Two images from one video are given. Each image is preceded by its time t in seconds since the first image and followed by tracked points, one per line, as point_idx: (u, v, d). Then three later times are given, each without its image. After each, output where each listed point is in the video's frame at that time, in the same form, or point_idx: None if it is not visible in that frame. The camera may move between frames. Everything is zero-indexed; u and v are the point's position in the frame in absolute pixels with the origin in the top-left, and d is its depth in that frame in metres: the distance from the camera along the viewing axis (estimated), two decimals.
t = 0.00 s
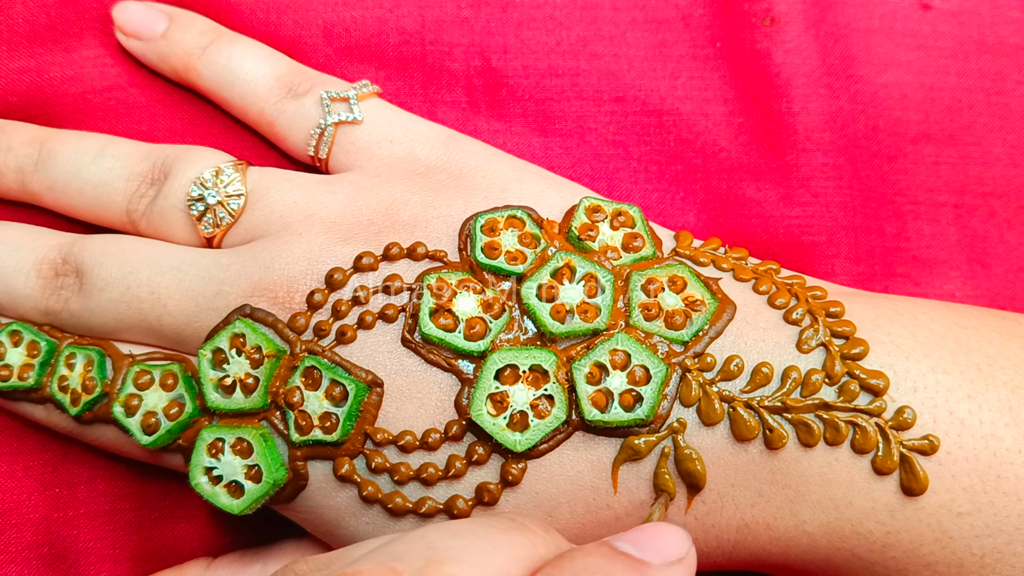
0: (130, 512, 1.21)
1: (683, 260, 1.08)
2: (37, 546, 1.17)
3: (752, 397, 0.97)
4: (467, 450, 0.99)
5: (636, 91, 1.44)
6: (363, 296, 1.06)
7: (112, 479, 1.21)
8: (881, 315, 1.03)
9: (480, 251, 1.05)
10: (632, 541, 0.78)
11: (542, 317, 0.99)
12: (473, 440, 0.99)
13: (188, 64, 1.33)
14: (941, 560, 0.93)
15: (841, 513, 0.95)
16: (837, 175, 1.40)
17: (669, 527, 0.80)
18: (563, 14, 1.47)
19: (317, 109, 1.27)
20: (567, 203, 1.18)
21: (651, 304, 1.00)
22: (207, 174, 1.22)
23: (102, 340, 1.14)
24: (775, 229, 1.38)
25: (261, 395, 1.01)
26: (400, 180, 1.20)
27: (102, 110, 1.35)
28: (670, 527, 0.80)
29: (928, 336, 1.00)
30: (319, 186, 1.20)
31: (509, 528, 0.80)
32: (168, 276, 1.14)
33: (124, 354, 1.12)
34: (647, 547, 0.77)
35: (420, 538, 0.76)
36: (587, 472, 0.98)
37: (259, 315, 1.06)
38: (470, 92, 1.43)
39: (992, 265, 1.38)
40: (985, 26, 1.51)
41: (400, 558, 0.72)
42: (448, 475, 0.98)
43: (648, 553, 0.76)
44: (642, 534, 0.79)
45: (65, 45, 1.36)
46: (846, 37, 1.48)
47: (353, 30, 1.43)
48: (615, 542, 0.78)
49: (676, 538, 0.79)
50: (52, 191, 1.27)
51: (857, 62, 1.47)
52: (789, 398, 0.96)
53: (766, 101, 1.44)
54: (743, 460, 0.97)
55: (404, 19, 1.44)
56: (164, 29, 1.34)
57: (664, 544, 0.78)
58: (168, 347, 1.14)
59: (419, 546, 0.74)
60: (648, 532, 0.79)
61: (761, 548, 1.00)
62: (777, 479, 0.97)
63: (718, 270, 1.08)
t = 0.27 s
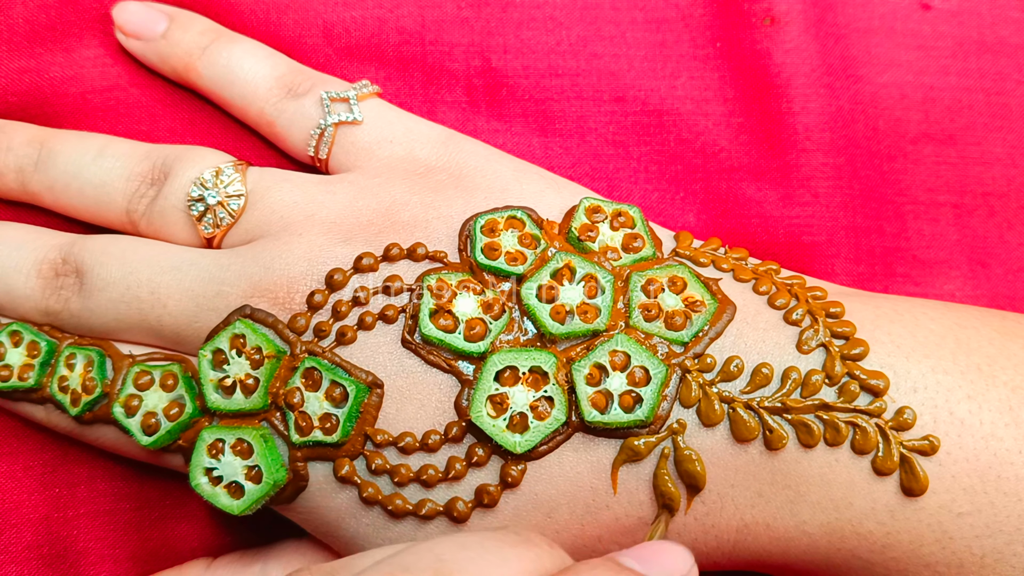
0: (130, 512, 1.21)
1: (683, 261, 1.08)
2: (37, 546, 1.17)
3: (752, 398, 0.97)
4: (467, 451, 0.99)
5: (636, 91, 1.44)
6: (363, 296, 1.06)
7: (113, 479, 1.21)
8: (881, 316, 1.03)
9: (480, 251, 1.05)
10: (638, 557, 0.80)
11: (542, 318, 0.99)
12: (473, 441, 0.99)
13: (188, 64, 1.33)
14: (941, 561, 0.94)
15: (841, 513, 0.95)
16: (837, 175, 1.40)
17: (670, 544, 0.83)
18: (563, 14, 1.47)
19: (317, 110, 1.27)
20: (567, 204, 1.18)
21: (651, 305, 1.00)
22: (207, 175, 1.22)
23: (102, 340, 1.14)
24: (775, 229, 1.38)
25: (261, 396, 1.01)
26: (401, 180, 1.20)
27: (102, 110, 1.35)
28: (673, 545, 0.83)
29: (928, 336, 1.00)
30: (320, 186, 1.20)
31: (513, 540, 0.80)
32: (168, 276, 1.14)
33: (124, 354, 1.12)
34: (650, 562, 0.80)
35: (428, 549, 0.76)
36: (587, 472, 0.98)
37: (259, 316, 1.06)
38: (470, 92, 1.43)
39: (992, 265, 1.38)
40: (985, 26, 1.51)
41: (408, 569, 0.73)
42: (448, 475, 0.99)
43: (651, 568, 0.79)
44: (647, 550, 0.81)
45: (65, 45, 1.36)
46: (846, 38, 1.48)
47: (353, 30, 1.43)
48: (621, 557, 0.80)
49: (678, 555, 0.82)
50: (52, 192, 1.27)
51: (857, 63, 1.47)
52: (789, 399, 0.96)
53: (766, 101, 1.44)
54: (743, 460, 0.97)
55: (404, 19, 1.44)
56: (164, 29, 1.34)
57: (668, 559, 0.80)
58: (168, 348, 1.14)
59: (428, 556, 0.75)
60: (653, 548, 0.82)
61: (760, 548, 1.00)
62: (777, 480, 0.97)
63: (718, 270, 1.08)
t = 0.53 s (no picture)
0: (130, 512, 1.21)
1: (683, 261, 1.08)
2: (37, 546, 1.17)
3: (752, 398, 0.97)
4: (467, 450, 0.99)
5: (636, 91, 1.44)
6: (362, 296, 1.06)
7: (112, 479, 1.21)
8: (881, 317, 1.03)
9: (480, 251, 1.05)
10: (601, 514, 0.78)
11: (542, 318, 0.99)
12: (473, 440, 0.99)
13: (188, 64, 1.33)
14: (941, 562, 0.93)
15: (841, 514, 0.95)
16: (837, 175, 1.40)
17: (637, 492, 0.80)
18: (563, 14, 1.47)
19: (317, 110, 1.27)
20: (567, 204, 1.18)
21: (651, 305, 1.00)
22: (207, 175, 1.22)
23: (102, 341, 1.14)
24: (775, 230, 1.38)
25: (261, 396, 1.01)
26: (400, 181, 1.20)
27: (101, 110, 1.35)
28: (639, 493, 0.80)
29: (928, 337, 1.00)
30: (319, 187, 1.20)
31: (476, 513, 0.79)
32: (168, 276, 1.14)
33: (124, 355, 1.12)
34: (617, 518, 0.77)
35: (386, 527, 0.77)
36: (587, 472, 0.98)
37: (258, 316, 1.05)
38: (470, 92, 1.43)
39: (992, 266, 1.38)
40: (986, 26, 1.50)
41: (366, 549, 0.74)
42: (448, 475, 0.98)
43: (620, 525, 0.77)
44: (610, 505, 0.79)
45: (65, 45, 1.36)
46: (846, 38, 1.48)
47: (353, 30, 1.43)
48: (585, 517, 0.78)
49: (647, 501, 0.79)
50: (52, 192, 1.27)
51: (857, 63, 1.47)
52: (789, 400, 0.95)
53: (766, 101, 1.44)
54: (743, 461, 0.97)
55: (403, 19, 1.44)
56: (164, 29, 1.34)
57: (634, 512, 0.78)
58: (168, 348, 1.14)
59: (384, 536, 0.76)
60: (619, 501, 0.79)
61: (760, 549, 1.00)
62: (776, 481, 0.97)
63: (718, 271, 1.08)
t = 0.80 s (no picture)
0: (130, 512, 1.21)
1: (683, 261, 1.08)
2: (37, 546, 1.17)
3: (752, 398, 0.97)
4: (467, 450, 0.99)
5: (636, 91, 1.44)
6: (363, 296, 1.06)
7: (113, 479, 1.21)
8: (881, 316, 1.03)
9: (480, 251, 1.05)
10: (580, 520, 0.79)
11: (543, 319, 0.99)
12: (473, 440, 0.99)
13: (188, 64, 1.33)
14: (941, 561, 0.94)
15: (841, 514, 0.95)
16: (837, 175, 1.40)
17: (614, 504, 0.82)
18: (563, 14, 1.47)
19: (317, 110, 1.27)
20: (567, 204, 1.18)
21: (651, 305, 1.00)
22: (207, 175, 1.22)
23: (102, 341, 1.14)
24: (775, 229, 1.38)
25: (261, 396, 1.01)
26: (400, 181, 1.20)
27: (101, 110, 1.35)
28: (616, 504, 0.82)
29: (928, 337, 1.00)
30: (320, 187, 1.20)
31: (455, 515, 0.80)
32: (168, 276, 1.14)
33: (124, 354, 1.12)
34: (593, 524, 0.79)
35: (365, 530, 0.76)
36: (587, 472, 0.98)
37: (259, 316, 1.06)
38: (470, 92, 1.43)
39: (992, 265, 1.38)
40: (986, 26, 1.51)
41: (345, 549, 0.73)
42: (448, 475, 0.99)
43: (596, 531, 0.78)
44: (588, 513, 0.80)
45: (65, 45, 1.36)
46: (846, 37, 1.48)
47: (353, 30, 1.43)
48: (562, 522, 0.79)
49: (623, 513, 0.81)
50: (52, 192, 1.27)
51: (857, 62, 1.47)
52: (789, 399, 0.96)
53: (766, 100, 1.44)
54: (743, 461, 0.97)
55: (403, 19, 1.44)
56: (164, 29, 1.34)
57: (612, 520, 0.79)
58: (168, 348, 1.14)
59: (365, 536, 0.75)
60: (596, 510, 0.81)
61: (760, 549, 1.00)
62: (776, 480, 0.97)
63: (718, 271, 1.08)
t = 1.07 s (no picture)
0: (130, 512, 1.21)
1: (683, 261, 1.08)
2: (37, 546, 1.17)
3: (752, 398, 0.97)
4: (467, 450, 0.99)
5: (636, 91, 1.44)
6: (363, 296, 1.06)
7: (113, 479, 1.21)
8: (881, 316, 1.03)
9: (480, 251, 1.05)
10: (557, 526, 0.79)
11: (543, 319, 0.99)
12: (473, 440, 0.99)
13: (188, 64, 1.33)
14: (941, 561, 0.93)
15: (841, 514, 0.95)
16: (837, 175, 1.40)
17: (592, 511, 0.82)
18: (563, 14, 1.47)
19: (317, 110, 1.27)
20: (567, 204, 1.18)
21: (651, 305, 1.00)
22: (207, 175, 1.22)
23: (102, 341, 1.14)
24: (775, 229, 1.38)
25: (261, 396, 1.01)
26: (400, 181, 1.20)
27: (101, 111, 1.35)
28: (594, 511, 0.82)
29: (928, 336, 1.00)
30: (320, 187, 1.20)
31: (432, 521, 0.81)
32: (168, 276, 1.14)
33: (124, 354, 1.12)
34: (571, 531, 0.79)
35: (341, 534, 0.76)
36: (587, 472, 0.98)
37: (259, 316, 1.06)
38: (470, 92, 1.43)
39: (992, 265, 1.38)
40: (986, 26, 1.51)
41: (321, 556, 0.73)
42: (448, 475, 0.99)
43: (573, 537, 0.78)
44: (566, 519, 0.80)
45: (65, 45, 1.36)
46: (846, 37, 1.48)
47: (353, 30, 1.43)
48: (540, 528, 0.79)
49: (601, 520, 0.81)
50: (52, 192, 1.27)
51: (857, 62, 1.47)
52: (789, 399, 0.96)
53: (766, 100, 1.44)
54: (742, 460, 0.97)
55: (404, 19, 1.44)
56: (164, 29, 1.34)
57: (590, 527, 0.79)
58: (169, 348, 1.14)
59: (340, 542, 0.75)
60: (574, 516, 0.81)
61: (760, 549, 1.00)
62: (776, 480, 0.97)
63: (718, 271, 1.08)
